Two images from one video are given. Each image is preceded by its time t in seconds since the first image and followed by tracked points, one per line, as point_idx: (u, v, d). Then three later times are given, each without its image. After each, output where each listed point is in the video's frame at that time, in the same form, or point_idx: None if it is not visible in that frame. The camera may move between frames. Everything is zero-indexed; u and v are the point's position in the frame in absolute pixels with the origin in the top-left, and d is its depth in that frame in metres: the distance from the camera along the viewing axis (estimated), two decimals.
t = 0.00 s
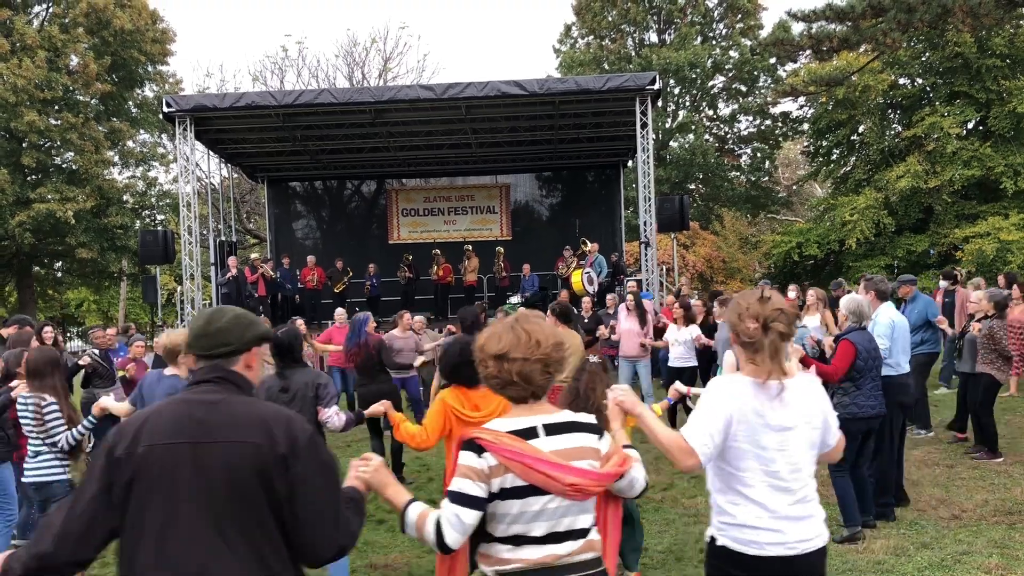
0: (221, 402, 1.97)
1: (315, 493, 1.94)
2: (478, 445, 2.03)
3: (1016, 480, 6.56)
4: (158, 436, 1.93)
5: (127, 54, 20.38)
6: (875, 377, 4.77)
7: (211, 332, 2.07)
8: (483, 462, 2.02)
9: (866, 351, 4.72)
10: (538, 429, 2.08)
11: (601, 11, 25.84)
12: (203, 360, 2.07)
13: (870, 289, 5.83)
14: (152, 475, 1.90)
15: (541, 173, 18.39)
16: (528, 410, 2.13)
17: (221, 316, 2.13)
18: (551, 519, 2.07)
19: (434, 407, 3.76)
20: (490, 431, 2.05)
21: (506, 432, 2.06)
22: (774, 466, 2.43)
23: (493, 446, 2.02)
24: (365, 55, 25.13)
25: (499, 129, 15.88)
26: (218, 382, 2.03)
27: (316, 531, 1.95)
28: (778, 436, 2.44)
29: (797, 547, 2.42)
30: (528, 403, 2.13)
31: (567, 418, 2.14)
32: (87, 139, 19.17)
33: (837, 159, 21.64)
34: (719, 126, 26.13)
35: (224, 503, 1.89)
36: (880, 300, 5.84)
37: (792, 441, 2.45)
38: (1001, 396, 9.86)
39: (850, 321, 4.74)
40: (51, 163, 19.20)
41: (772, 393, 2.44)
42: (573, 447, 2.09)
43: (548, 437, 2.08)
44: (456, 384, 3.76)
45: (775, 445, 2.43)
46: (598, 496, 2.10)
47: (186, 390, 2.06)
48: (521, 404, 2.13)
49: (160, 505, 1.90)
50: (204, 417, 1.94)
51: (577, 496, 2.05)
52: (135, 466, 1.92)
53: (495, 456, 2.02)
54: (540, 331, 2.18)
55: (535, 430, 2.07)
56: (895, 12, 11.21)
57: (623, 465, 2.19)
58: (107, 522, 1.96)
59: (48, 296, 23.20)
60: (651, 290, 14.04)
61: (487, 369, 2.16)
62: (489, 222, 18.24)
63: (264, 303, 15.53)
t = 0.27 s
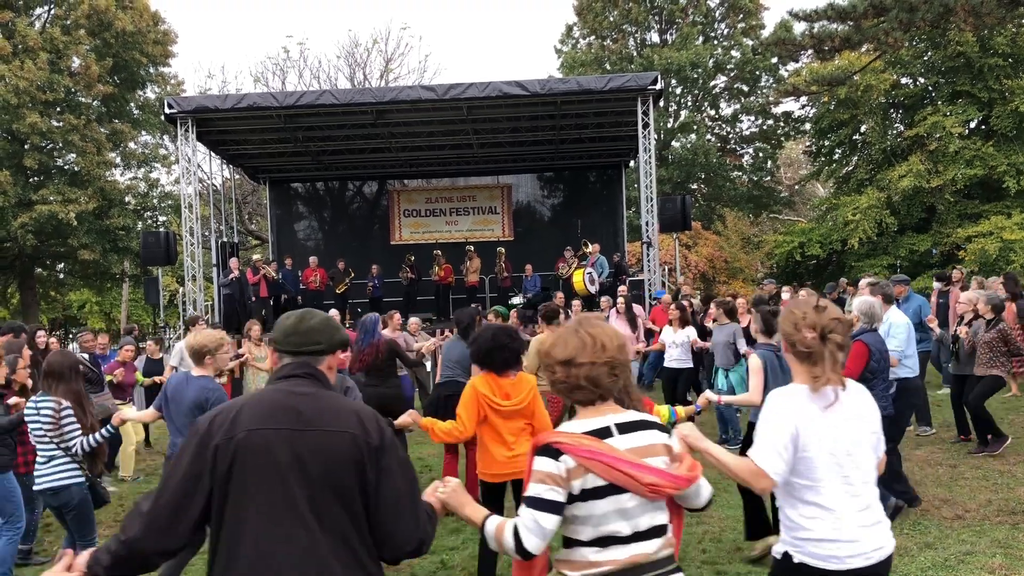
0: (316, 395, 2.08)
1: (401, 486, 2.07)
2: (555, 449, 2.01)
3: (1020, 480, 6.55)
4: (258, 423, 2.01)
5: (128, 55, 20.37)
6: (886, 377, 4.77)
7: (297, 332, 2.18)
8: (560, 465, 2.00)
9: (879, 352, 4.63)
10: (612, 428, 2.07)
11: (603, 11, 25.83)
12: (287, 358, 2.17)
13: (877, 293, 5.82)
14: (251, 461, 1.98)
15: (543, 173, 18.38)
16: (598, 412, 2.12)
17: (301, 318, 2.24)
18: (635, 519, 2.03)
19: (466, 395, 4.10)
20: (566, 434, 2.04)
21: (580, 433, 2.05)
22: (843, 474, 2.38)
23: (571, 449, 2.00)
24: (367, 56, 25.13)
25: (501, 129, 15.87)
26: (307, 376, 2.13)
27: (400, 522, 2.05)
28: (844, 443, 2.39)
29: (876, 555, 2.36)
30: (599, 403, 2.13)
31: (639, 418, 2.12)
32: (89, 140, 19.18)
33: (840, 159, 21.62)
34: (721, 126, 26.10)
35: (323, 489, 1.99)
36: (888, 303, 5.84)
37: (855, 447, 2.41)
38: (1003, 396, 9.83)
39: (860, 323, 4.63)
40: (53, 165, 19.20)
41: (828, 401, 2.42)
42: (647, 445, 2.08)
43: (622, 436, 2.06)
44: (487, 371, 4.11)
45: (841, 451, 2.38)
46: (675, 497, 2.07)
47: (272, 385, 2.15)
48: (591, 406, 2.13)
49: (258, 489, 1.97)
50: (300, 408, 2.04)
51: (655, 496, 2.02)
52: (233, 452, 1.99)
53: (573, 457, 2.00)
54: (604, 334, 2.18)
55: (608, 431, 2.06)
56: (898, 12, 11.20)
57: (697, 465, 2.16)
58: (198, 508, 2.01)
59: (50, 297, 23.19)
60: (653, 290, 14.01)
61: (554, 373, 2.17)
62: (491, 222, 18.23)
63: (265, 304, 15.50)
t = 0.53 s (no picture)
0: (347, 380, 2.04)
1: (436, 471, 2.04)
2: (604, 435, 2.00)
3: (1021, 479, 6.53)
4: (289, 411, 1.97)
5: (130, 56, 20.37)
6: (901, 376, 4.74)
7: (327, 315, 2.12)
8: (608, 452, 1.99)
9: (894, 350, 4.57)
10: (661, 417, 2.05)
11: (604, 11, 25.80)
12: (316, 342, 2.12)
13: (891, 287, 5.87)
14: (283, 451, 1.94)
15: (544, 173, 18.38)
16: (647, 400, 2.10)
17: (330, 299, 2.18)
18: (683, 510, 2.02)
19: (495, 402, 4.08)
20: (615, 421, 2.02)
21: (630, 420, 2.03)
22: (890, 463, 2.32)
23: (619, 435, 1.98)
24: (368, 56, 25.12)
25: (501, 129, 15.87)
26: (337, 361, 2.09)
27: (437, 509, 2.03)
28: (893, 432, 2.31)
29: (919, 543, 2.33)
30: (649, 391, 2.11)
31: (688, 408, 2.10)
32: (91, 141, 19.18)
33: (841, 158, 21.58)
34: (722, 126, 26.07)
35: (358, 478, 1.96)
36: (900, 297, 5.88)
37: (904, 438, 2.34)
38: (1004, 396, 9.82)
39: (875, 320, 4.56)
40: (54, 165, 19.21)
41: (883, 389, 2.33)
42: (695, 437, 2.06)
43: (671, 426, 2.04)
44: (514, 381, 4.10)
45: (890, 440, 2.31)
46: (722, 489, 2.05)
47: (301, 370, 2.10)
48: (639, 394, 2.11)
49: (291, 480, 1.94)
50: (331, 395, 2.00)
51: (703, 488, 2.01)
52: (265, 442, 1.95)
53: (621, 445, 1.98)
54: (659, 320, 2.14)
55: (658, 419, 2.04)
56: (898, 11, 11.21)
57: (744, 456, 2.14)
58: (231, 501, 1.99)
59: (51, 298, 23.19)
60: (653, 290, 14.00)
61: (605, 357, 2.14)
62: (492, 222, 18.22)
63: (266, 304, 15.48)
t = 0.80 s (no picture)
0: (352, 399, 1.97)
1: (456, 482, 2.00)
2: (656, 449, 1.98)
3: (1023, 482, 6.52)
4: (298, 439, 1.89)
5: (130, 57, 20.38)
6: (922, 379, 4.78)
7: (325, 336, 2.05)
8: (662, 466, 1.97)
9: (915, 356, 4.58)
10: (715, 428, 2.04)
11: (604, 12, 25.81)
12: (317, 364, 2.05)
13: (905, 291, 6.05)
14: (297, 483, 1.86)
15: (544, 174, 18.38)
16: (699, 410, 2.08)
17: (322, 318, 2.11)
18: (742, 523, 2.02)
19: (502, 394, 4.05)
20: (670, 433, 2.00)
21: (684, 433, 2.02)
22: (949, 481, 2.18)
23: (674, 449, 1.97)
24: (368, 57, 25.14)
25: (502, 131, 15.87)
26: (339, 382, 2.02)
27: (461, 520, 1.99)
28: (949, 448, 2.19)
29: (987, 570, 2.17)
30: (701, 403, 2.08)
31: (741, 419, 2.09)
32: (91, 142, 19.20)
33: (841, 160, 21.58)
34: (723, 127, 26.08)
35: (379, 500, 1.89)
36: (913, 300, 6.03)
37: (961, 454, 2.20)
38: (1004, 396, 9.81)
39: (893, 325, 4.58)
40: (54, 166, 19.22)
41: (936, 403, 2.20)
42: (750, 449, 2.05)
43: (726, 437, 2.03)
44: (523, 369, 4.08)
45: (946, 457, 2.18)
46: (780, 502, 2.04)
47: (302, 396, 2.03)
48: (690, 406, 2.09)
49: (309, 511, 1.85)
50: (340, 417, 1.93)
51: (761, 501, 2.00)
52: (278, 475, 1.87)
53: (676, 458, 1.97)
54: (710, 328, 2.12)
55: (712, 431, 2.03)
56: (899, 13, 11.23)
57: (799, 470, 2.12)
58: (246, 542, 1.90)
59: (52, 299, 23.19)
60: (654, 292, 13.99)
61: (656, 368, 2.10)
62: (492, 224, 18.22)
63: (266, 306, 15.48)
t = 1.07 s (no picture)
0: (398, 394, 1.98)
1: (499, 482, 2.01)
2: (715, 446, 1.99)
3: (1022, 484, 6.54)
4: (344, 434, 1.89)
5: (132, 59, 20.42)
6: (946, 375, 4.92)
7: (375, 326, 2.05)
8: (719, 463, 1.97)
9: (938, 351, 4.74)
10: (775, 428, 2.05)
11: (605, 16, 25.86)
12: (364, 355, 2.06)
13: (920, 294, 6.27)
14: (343, 478, 1.86)
15: (544, 177, 18.42)
16: (757, 408, 2.09)
17: (372, 305, 2.11)
18: (797, 527, 2.04)
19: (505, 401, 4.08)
20: (729, 430, 2.01)
21: (744, 431, 2.02)
22: (1012, 475, 2.20)
23: (733, 447, 1.97)
24: (369, 60, 25.19)
25: (502, 134, 15.91)
26: (384, 374, 2.03)
27: (503, 520, 2.00)
28: (1012, 442, 2.20)
29: None
30: (760, 399, 2.09)
31: (801, 418, 2.10)
32: (92, 144, 19.24)
33: (841, 164, 21.62)
34: (723, 131, 26.12)
35: (424, 500, 1.90)
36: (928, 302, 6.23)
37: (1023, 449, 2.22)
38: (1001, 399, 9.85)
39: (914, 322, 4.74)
40: (55, 168, 19.25)
41: (998, 396, 2.21)
42: (809, 450, 2.06)
43: (785, 438, 2.05)
44: (526, 380, 4.13)
45: (1009, 452, 2.20)
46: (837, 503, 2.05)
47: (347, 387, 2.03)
48: (749, 403, 2.09)
49: (353, 507, 1.86)
50: (387, 413, 1.94)
51: (818, 504, 2.00)
52: (323, 469, 1.87)
53: (734, 456, 1.97)
54: (775, 322, 2.11)
55: (773, 430, 2.04)
56: (898, 18, 11.28)
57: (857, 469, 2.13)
58: (288, 534, 1.89)
59: (52, 301, 23.20)
60: (654, 295, 14.01)
61: (720, 363, 2.09)
62: (492, 227, 18.24)
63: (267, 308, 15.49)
